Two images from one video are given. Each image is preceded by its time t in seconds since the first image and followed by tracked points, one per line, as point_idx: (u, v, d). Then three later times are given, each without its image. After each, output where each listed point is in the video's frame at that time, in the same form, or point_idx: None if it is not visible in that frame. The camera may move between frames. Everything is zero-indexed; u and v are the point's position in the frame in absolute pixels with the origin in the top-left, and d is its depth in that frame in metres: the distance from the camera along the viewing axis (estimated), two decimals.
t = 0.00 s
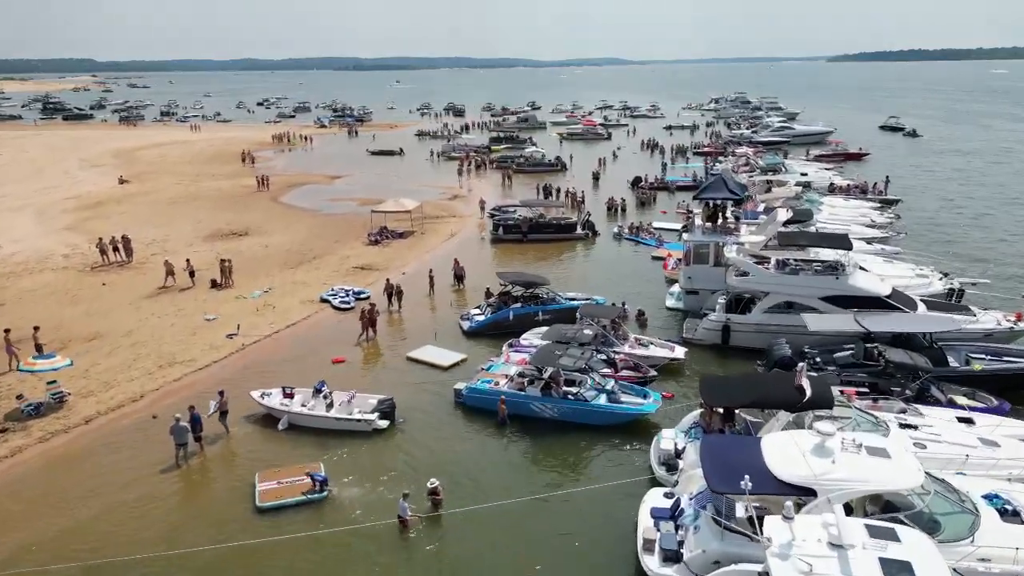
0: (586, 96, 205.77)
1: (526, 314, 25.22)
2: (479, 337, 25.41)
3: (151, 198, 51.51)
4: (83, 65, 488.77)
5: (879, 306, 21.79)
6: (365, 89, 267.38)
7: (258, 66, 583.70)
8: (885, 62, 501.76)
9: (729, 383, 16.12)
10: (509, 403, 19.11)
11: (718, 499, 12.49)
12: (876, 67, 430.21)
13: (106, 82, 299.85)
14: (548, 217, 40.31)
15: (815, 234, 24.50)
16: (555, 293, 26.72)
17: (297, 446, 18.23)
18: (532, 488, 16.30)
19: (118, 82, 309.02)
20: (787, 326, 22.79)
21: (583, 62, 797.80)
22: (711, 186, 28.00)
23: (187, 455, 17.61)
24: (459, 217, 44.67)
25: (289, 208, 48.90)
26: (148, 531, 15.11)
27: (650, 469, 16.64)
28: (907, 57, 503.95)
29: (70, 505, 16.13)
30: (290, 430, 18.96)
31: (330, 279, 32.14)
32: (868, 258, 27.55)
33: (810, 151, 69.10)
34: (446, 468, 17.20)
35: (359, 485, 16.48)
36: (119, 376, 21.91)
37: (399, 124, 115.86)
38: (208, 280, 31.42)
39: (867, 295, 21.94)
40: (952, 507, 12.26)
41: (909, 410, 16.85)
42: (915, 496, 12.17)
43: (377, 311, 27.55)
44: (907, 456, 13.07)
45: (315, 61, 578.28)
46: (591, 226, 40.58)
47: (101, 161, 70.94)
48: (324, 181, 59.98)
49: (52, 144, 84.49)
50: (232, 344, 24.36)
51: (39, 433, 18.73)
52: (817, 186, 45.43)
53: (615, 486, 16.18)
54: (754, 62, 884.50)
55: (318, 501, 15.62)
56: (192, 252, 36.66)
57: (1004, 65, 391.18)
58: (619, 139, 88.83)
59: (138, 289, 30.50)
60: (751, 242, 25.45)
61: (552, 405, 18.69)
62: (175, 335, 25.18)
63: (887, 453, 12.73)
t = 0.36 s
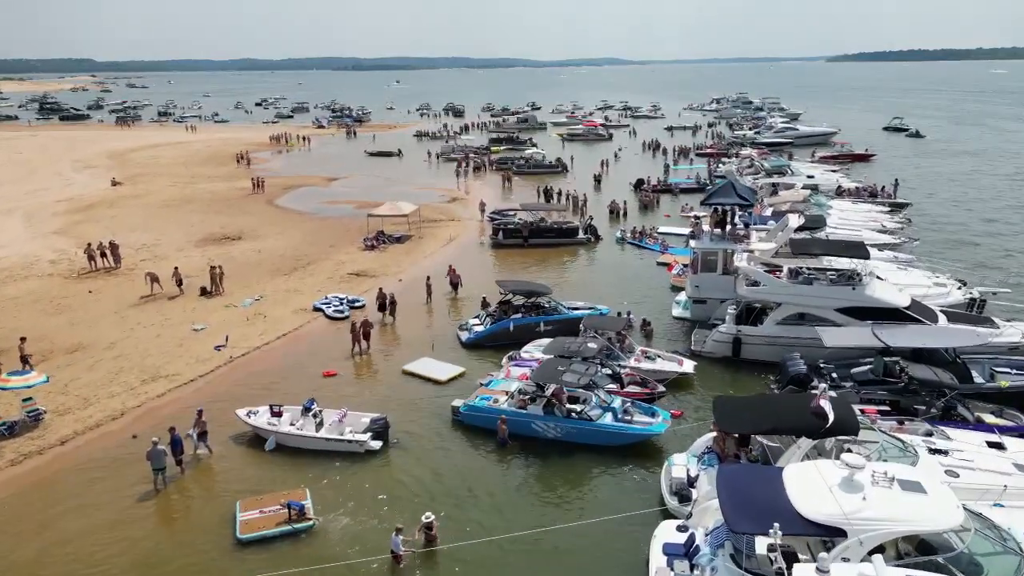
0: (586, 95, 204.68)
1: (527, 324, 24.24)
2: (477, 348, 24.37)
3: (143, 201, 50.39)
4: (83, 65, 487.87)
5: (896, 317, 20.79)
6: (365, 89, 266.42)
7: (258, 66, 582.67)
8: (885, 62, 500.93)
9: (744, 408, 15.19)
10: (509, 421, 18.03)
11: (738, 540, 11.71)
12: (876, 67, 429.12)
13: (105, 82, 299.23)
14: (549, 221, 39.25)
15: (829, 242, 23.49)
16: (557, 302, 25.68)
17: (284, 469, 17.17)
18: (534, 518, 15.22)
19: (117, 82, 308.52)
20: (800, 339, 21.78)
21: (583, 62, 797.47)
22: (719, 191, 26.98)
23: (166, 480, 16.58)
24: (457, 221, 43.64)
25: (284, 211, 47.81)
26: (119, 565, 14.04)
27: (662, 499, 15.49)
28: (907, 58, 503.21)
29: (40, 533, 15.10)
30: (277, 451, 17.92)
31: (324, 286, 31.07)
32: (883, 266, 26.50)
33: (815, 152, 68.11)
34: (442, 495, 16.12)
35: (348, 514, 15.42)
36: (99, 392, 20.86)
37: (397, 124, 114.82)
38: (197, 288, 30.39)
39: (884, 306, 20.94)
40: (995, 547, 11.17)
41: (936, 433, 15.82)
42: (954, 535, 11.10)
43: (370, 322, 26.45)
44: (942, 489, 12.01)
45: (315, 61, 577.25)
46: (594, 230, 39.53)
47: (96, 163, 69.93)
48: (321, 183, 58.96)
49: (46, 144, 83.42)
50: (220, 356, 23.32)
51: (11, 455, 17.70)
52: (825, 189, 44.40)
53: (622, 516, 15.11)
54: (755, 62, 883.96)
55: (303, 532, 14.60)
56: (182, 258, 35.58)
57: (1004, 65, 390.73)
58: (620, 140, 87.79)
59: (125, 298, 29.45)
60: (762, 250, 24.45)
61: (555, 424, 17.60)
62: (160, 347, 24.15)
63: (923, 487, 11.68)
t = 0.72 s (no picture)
0: (587, 95, 203.72)
1: (528, 336, 23.22)
2: (477, 361, 23.32)
3: (136, 204, 49.32)
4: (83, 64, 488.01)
5: (916, 330, 19.97)
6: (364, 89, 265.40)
7: (259, 66, 582.79)
8: (886, 62, 500.02)
9: (762, 433, 14.21)
10: (510, 442, 16.99)
11: None
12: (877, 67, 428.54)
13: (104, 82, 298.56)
14: (551, 226, 38.22)
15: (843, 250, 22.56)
16: (560, 312, 24.65)
17: (268, 494, 16.11)
18: (535, 552, 14.16)
19: (116, 82, 307.96)
20: (816, 352, 20.85)
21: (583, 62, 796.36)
22: (728, 197, 25.96)
23: (142, 507, 15.53)
24: (456, 225, 42.62)
25: (280, 214, 46.76)
26: None
27: (674, 532, 14.39)
28: (908, 57, 502.29)
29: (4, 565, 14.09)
30: (263, 474, 16.87)
31: (318, 293, 30.02)
32: (897, 274, 25.48)
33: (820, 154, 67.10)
34: (436, 524, 15.09)
35: (334, 546, 14.35)
36: (78, 409, 19.84)
37: (396, 125, 113.83)
38: (187, 296, 29.38)
39: (904, 318, 20.11)
40: None
41: (967, 460, 14.84)
42: None
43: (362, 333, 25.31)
44: (985, 528, 10.90)
45: (315, 62, 577.39)
46: (596, 234, 38.50)
47: (89, 164, 68.91)
48: (317, 185, 57.94)
49: (40, 146, 82.36)
50: (207, 370, 22.27)
51: None
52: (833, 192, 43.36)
53: (631, 550, 14.05)
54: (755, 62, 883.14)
55: (286, 567, 13.53)
56: (172, 264, 34.53)
57: (1006, 65, 389.76)
58: (622, 141, 86.79)
59: (111, 307, 28.41)
60: (773, 258, 23.43)
61: (559, 447, 16.55)
62: (145, 360, 23.12)
63: (964, 528, 10.65)
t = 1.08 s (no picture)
0: (587, 96, 202.62)
1: (530, 348, 22.19)
2: (476, 374, 22.25)
3: (128, 207, 48.24)
4: (82, 64, 486.92)
5: (939, 345, 18.98)
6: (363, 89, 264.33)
7: (259, 66, 582.15)
8: (886, 62, 499.23)
9: (783, 461, 13.14)
10: (510, 467, 15.93)
11: None
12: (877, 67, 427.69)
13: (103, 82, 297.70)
14: (552, 230, 37.18)
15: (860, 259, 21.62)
16: (563, 323, 23.63)
17: (251, 524, 15.07)
18: None
19: (115, 82, 307.16)
20: (833, 367, 19.83)
21: (583, 62, 795.80)
22: (738, 202, 24.93)
23: (115, 539, 14.49)
24: (455, 228, 41.58)
25: (274, 217, 45.69)
26: None
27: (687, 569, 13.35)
28: (908, 57, 501.33)
29: None
30: (248, 501, 15.81)
31: (311, 301, 28.95)
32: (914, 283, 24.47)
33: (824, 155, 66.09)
34: (430, 558, 14.03)
35: None
36: (53, 428, 18.79)
37: (395, 125, 112.68)
38: (175, 304, 28.34)
39: (926, 332, 19.12)
40: None
41: (1002, 489, 13.90)
42: None
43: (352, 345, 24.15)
44: None
45: (315, 61, 576.61)
46: (598, 239, 37.47)
47: (83, 165, 67.79)
48: (314, 187, 56.90)
49: (33, 146, 81.21)
50: (192, 385, 21.19)
51: None
52: (841, 194, 42.37)
53: None
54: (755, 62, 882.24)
55: None
56: (162, 270, 33.47)
57: (1006, 64, 388.78)
58: (623, 142, 85.80)
59: (96, 318, 27.37)
60: (787, 267, 22.40)
61: (563, 472, 15.49)
62: (128, 373, 22.08)
63: None
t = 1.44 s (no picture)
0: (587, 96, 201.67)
1: (531, 361, 21.26)
2: (474, 388, 21.28)
3: (120, 210, 47.30)
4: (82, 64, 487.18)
5: (962, 359, 18.17)
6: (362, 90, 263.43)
7: (259, 66, 581.42)
8: (886, 63, 498.45)
9: (804, 493, 12.17)
10: (511, 492, 15.01)
11: None
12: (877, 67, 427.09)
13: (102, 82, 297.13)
14: (553, 235, 36.21)
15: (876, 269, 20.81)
16: (566, 333, 22.67)
17: (232, 554, 14.09)
18: None
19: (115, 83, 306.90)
20: (850, 382, 18.93)
21: (583, 62, 794.66)
22: (749, 209, 23.95)
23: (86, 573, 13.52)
24: (454, 232, 40.66)
25: (269, 221, 44.70)
26: None
27: None
28: (909, 57, 500.64)
29: None
30: (232, 528, 14.86)
31: (305, 309, 27.99)
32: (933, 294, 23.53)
33: (829, 157, 65.16)
34: None
35: None
36: (29, 448, 17.86)
37: (394, 126, 111.71)
38: (163, 313, 27.39)
39: (948, 345, 18.26)
40: None
41: None
42: None
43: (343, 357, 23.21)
44: None
45: (314, 62, 576.39)
46: (601, 243, 36.52)
47: (77, 167, 66.88)
48: (310, 190, 55.91)
49: (27, 147, 80.25)
50: (177, 401, 20.24)
51: None
52: (848, 197, 41.42)
53: None
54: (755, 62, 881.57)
55: None
56: (151, 276, 32.52)
57: (1008, 64, 388.06)
58: (624, 143, 84.86)
59: (81, 327, 26.43)
60: (800, 275, 21.50)
61: (567, 498, 14.56)
62: (110, 387, 21.12)
63: None
